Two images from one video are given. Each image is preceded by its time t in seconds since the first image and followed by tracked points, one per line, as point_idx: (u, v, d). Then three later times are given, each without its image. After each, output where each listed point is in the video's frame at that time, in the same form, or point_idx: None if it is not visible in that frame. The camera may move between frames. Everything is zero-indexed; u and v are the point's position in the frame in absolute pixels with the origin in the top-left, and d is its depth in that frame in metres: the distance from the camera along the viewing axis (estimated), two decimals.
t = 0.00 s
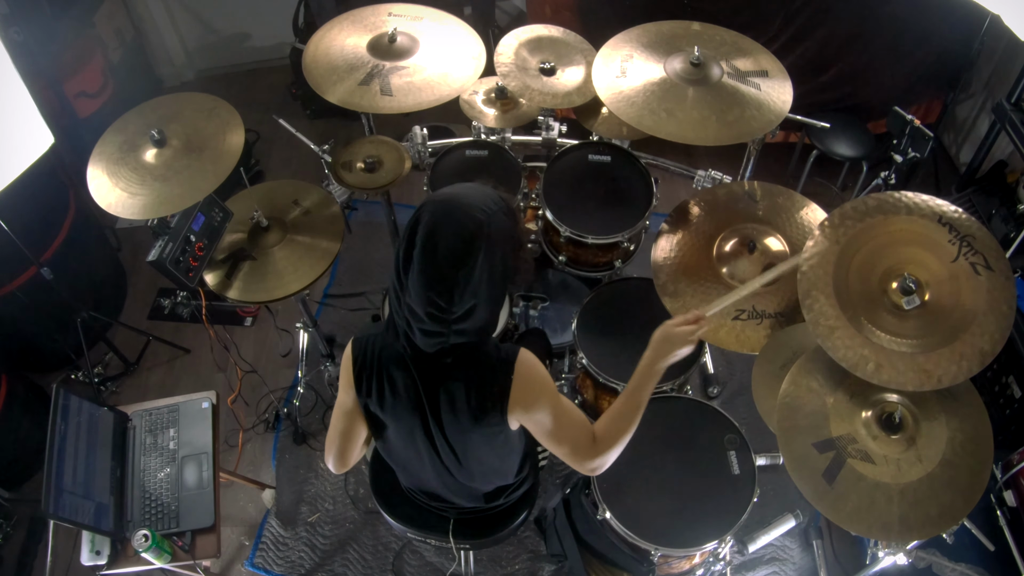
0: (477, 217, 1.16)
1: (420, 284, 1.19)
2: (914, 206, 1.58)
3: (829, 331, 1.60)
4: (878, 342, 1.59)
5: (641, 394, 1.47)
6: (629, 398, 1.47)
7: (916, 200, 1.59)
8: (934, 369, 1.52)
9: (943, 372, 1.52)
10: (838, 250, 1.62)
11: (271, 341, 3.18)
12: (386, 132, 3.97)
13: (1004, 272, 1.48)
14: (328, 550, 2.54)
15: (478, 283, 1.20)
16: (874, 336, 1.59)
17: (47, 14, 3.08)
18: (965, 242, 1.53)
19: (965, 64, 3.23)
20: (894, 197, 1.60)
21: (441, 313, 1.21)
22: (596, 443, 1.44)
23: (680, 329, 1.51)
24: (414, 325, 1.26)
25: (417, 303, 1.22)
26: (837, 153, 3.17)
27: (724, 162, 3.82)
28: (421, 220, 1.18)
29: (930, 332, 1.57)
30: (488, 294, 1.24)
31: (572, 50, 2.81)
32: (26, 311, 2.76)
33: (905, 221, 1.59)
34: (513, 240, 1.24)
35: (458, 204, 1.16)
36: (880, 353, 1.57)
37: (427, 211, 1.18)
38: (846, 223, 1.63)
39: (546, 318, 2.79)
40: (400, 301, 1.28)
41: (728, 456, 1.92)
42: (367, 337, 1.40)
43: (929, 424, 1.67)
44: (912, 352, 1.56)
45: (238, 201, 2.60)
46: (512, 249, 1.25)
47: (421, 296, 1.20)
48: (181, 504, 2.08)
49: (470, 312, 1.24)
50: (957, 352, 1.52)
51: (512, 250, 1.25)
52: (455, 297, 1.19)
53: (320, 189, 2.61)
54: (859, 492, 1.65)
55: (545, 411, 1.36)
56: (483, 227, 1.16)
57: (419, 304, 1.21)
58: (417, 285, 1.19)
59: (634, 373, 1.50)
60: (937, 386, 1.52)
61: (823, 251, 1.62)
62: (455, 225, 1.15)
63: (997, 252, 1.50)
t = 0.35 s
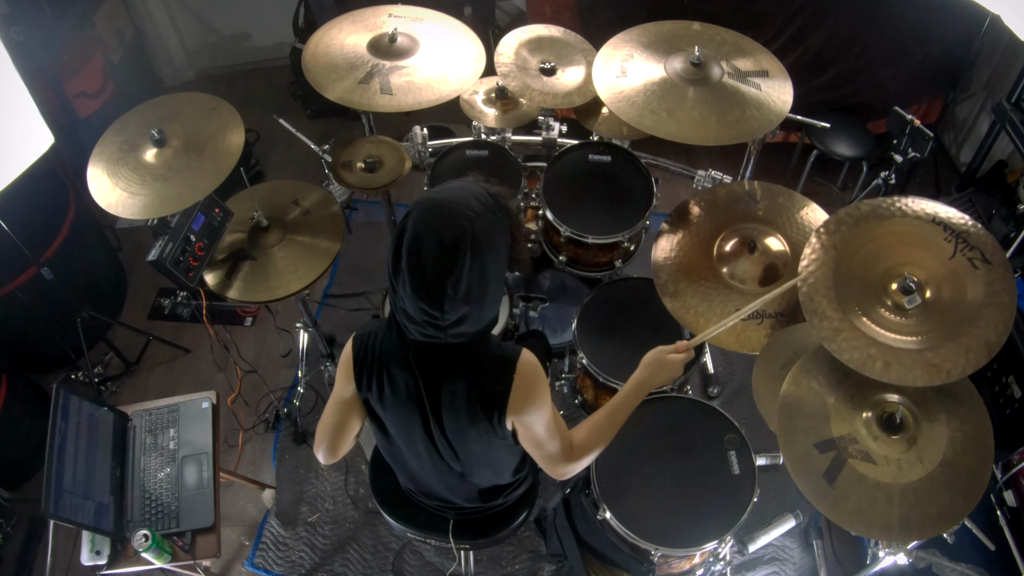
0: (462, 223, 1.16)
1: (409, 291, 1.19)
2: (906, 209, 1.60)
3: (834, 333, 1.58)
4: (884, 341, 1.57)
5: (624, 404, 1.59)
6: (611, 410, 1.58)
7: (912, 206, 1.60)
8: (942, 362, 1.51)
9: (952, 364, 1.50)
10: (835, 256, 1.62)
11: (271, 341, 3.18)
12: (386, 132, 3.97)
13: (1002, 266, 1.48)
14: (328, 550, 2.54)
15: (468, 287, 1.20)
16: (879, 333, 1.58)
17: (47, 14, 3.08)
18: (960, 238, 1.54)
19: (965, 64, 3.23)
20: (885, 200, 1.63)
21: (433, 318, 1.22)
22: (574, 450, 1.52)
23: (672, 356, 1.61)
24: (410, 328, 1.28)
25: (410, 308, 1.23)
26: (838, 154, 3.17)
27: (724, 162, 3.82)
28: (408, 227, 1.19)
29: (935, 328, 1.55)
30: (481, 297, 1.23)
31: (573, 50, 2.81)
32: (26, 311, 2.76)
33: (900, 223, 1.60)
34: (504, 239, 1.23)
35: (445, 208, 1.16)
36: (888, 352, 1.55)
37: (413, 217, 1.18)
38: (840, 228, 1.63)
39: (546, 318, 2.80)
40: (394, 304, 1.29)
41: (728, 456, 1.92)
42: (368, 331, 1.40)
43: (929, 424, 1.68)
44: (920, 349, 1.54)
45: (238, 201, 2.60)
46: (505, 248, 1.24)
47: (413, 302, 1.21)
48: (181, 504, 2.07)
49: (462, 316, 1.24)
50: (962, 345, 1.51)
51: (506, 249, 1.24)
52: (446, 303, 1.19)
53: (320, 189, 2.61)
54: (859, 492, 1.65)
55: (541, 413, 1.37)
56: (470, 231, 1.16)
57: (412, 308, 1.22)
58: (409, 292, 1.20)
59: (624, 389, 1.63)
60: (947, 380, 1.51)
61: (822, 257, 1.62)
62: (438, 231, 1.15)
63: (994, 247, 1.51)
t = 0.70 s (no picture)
0: (460, 227, 1.16)
1: (406, 293, 1.20)
2: (909, 210, 1.63)
3: (839, 335, 1.57)
4: (888, 342, 1.57)
5: (613, 387, 1.62)
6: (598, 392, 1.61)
7: (905, 201, 1.64)
8: (947, 366, 1.51)
9: (955, 367, 1.50)
10: (836, 253, 1.63)
11: (271, 341, 3.18)
12: (386, 132, 3.97)
13: (999, 268, 1.51)
14: (328, 550, 2.54)
15: (463, 291, 1.19)
16: (879, 332, 1.58)
17: (47, 15, 3.08)
18: (959, 239, 1.56)
19: (965, 64, 3.23)
20: (886, 199, 1.65)
21: (426, 322, 1.22)
22: (576, 439, 1.55)
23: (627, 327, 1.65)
24: (403, 334, 1.28)
25: (405, 310, 1.22)
26: (838, 154, 3.17)
27: (724, 162, 3.82)
28: (406, 228, 1.19)
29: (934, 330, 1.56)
30: (476, 303, 1.22)
31: (573, 50, 2.81)
32: (26, 311, 2.76)
33: (901, 222, 1.63)
34: (503, 246, 1.22)
35: (443, 212, 1.16)
36: (893, 354, 1.55)
37: (412, 219, 1.19)
38: (840, 226, 1.65)
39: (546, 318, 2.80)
40: (390, 308, 1.29)
41: (728, 456, 1.91)
42: (362, 341, 1.40)
43: (929, 424, 1.67)
44: (924, 349, 1.54)
45: (238, 201, 2.60)
46: (503, 253, 1.23)
47: (406, 303, 1.21)
48: (181, 504, 2.07)
49: (456, 324, 1.23)
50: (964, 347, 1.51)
51: (504, 256, 1.22)
52: (440, 307, 1.19)
53: (320, 189, 2.61)
54: (859, 492, 1.65)
55: (542, 410, 1.37)
56: (465, 234, 1.16)
57: (406, 311, 1.22)
58: (405, 294, 1.20)
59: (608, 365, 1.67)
60: (952, 380, 1.50)
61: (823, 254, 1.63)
62: (435, 234, 1.16)
63: (989, 249, 1.54)
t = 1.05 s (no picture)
0: (449, 239, 1.15)
1: (399, 308, 1.20)
2: (903, 204, 1.59)
3: (838, 343, 1.59)
4: (889, 344, 1.57)
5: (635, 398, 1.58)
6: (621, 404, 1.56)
7: (914, 200, 1.59)
8: (950, 365, 1.50)
9: (960, 364, 1.49)
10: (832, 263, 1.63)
11: (271, 341, 3.18)
12: (386, 132, 3.97)
13: (999, 254, 1.49)
14: (328, 550, 2.54)
15: (459, 301, 1.20)
16: (878, 337, 1.59)
17: (48, 15, 3.08)
18: (956, 231, 1.54)
19: (965, 64, 3.23)
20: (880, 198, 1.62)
21: (425, 334, 1.22)
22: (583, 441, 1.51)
23: (684, 348, 1.64)
24: (402, 344, 1.28)
25: (402, 324, 1.23)
26: (838, 153, 3.17)
27: (724, 162, 3.82)
28: (394, 244, 1.19)
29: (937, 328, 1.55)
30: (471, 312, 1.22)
31: (573, 50, 2.81)
32: (26, 311, 2.76)
33: (895, 222, 1.60)
34: (492, 251, 1.21)
35: (430, 223, 1.16)
36: (893, 356, 1.55)
37: (400, 234, 1.18)
38: (834, 236, 1.64)
39: (546, 318, 2.80)
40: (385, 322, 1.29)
41: (728, 456, 1.91)
42: (360, 343, 1.39)
43: (929, 424, 1.67)
44: (925, 347, 1.53)
45: (237, 201, 2.60)
46: (494, 258, 1.23)
47: (402, 319, 1.21)
48: (181, 504, 2.07)
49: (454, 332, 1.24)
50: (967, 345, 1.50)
51: (495, 262, 1.22)
52: (436, 320, 1.20)
53: (320, 189, 2.61)
54: (859, 492, 1.65)
55: (541, 413, 1.37)
56: (454, 247, 1.16)
57: (404, 325, 1.23)
58: (399, 309, 1.20)
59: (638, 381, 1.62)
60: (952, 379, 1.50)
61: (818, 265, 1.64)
62: (425, 248, 1.15)
63: (988, 236, 1.51)
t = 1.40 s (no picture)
0: (463, 225, 1.16)
1: (410, 294, 1.20)
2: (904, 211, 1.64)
3: (844, 337, 1.55)
4: (895, 342, 1.54)
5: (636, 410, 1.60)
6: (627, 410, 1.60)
7: (896, 203, 1.65)
8: (952, 365, 1.50)
9: (961, 364, 1.49)
10: (837, 254, 1.63)
11: (271, 341, 3.18)
12: (385, 132, 3.97)
13: (995, 269, 1.53)
14: (328, 550, 2.54)
15: (469, 290, 1.20)
16: (882, 331, 1.57)
17: (48, 15, 3.08)
18: (954, 240, 1.58)
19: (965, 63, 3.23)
20: (881, 203, 1.66)
21: (432, 321, 1.22)
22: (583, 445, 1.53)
23: (697, 359, 1.61)
24: (406, 332, 1.28)
25: (410, 310, 1.22)
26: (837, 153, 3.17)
27: (724, 162, 3.82)
28: (408, 229, 1.19)
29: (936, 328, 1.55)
30: (479, 302, 1.23)
31: (573, 50, 2.81)
32: (26, 311, 2.76)
33: (895, 226, 1.63)
34: (505, 245, 1.23)
35: (445, 211, 1.17)
36: (901, 355, 1.53)
37: (414, 219, 1.19)
38: (837, 229, 1.65)
39: (546, 318, 2.80)
40: (393, 309, 1.29)
41: (728, 456, 1.92)
42: (362, 340, 1.40)
43: (929, 424, 1.67)
44: (930, 348, 1.52)
45: (237, 201, 2.60)
46: (505, 251, 1.24)
47: (412, 304, 1.21)
48: (181, 504, 2.08)
49: (460, 322, 1.24)
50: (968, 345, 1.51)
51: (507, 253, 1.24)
52: (446, 307, 1.20)
53: (320, 189, 2.61)
54: (859, 491, 1.65)
55: (542, 415, 1.37)
56: (470, 234, 1.16)
57: (411, 311, 1.22)
58: (409, 295, 1.20)
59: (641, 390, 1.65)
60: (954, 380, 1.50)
61: (823, 256, 1.63)
62: (439, 233, 1.16)
63: (984, 248, 1.56)
